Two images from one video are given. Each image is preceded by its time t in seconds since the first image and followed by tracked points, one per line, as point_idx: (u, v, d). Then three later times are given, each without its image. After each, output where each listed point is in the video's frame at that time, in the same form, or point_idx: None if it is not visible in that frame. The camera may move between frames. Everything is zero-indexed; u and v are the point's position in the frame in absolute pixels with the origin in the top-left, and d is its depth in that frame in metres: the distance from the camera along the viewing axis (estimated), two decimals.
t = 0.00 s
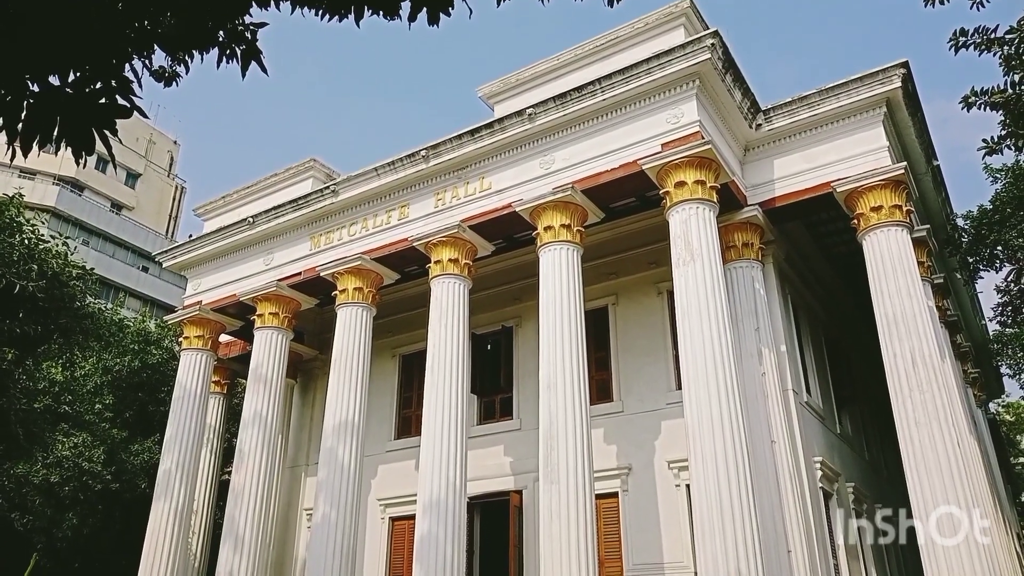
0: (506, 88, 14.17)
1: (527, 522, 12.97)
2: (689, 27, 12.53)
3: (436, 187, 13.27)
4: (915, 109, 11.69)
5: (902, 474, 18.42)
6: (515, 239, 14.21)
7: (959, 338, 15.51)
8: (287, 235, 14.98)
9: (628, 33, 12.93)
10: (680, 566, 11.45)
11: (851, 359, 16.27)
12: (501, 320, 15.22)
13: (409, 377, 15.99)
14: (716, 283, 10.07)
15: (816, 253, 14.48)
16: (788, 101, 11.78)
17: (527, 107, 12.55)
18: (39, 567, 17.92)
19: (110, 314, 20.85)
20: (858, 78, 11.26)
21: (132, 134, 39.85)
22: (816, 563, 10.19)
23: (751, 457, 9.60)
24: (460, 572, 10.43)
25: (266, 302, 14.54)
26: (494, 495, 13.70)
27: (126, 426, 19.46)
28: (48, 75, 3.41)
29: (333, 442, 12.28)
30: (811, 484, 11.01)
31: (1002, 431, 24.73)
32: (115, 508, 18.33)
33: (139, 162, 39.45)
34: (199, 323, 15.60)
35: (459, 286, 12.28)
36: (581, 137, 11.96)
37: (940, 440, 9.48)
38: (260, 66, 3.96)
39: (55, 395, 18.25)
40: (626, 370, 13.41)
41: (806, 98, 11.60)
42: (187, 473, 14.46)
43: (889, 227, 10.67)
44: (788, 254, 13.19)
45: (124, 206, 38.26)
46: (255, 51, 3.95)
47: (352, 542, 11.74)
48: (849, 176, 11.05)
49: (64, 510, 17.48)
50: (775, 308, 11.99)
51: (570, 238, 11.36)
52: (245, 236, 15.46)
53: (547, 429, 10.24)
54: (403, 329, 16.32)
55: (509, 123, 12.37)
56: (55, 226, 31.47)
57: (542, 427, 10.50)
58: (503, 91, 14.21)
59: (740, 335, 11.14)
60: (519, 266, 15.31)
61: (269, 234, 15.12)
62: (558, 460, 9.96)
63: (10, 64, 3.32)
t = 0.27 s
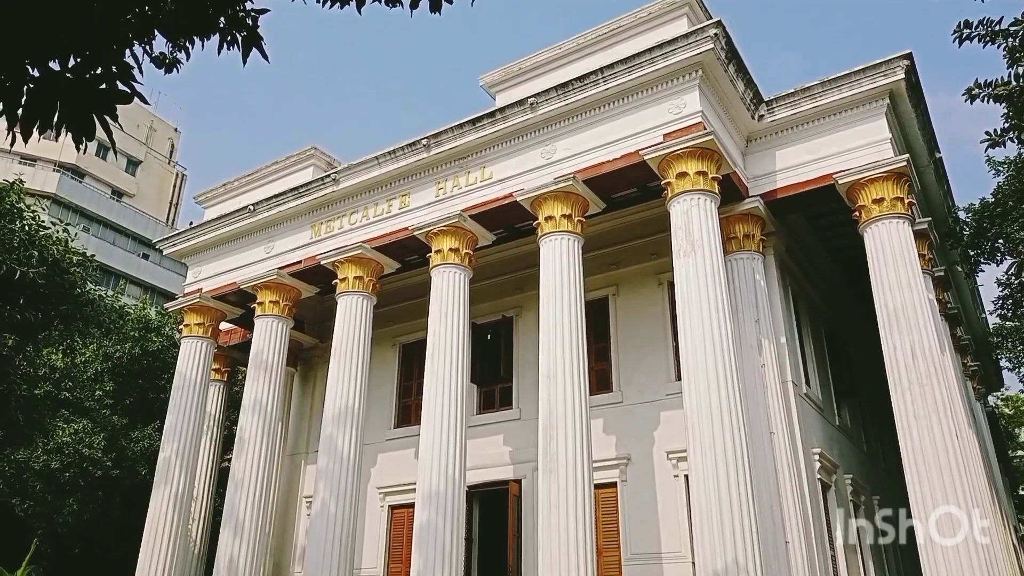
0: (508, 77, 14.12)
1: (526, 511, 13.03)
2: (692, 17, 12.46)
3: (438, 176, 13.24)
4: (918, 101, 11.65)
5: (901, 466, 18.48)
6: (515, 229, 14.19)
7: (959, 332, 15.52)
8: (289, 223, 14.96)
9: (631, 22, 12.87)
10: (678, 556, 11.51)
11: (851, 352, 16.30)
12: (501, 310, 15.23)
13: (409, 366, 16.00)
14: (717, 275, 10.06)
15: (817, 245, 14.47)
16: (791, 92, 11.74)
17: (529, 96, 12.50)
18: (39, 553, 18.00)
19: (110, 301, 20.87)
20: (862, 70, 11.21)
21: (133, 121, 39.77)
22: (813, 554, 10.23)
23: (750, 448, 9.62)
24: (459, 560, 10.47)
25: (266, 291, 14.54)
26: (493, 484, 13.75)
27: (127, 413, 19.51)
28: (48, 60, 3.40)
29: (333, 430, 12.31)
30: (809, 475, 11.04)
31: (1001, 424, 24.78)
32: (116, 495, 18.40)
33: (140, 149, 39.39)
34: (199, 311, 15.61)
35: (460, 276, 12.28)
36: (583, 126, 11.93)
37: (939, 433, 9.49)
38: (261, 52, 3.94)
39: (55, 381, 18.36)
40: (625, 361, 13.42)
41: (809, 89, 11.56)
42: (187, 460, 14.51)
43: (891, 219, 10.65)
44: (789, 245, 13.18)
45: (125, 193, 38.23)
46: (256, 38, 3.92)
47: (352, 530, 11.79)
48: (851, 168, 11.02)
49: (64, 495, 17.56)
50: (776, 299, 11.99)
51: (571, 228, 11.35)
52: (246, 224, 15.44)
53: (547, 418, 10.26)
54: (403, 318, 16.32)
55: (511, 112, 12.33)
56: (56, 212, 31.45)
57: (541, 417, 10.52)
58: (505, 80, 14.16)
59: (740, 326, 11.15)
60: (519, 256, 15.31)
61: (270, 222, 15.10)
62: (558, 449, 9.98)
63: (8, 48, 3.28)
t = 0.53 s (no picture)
0: (509, 68, 14.08)
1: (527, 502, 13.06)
2: (695, 8, 12.42)
3: (439, 168, 13.23)
4: (921, 93, 11.61)
5: (901, 458, 18.51)
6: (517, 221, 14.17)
7: (961, 325, 15.52)
8: (290, 215, 14.94)
9: (633, 14, 12.81)
10: (678, 548, 11.54)
11: (852, 345, 16.30)
12: (502, 302, 15.22)
13: (411, 358, 16.01)
14: (718, 267, 10.05)
15: (819, 238, 14.46)
16: (793, 84, 11.69)
17: (531, 88, 12.46)
18: (42, 544, 18.08)
19: (112, 292, 20.89)
20: (865, 62, 11.17)
21: (134, 112, 39.72)
22: (813, 546, 10.25)
23: (751, 441, 9.63)
24: (460, 552, 10.50)
25: (268, 283, 14.54)
26: (494, 476, 13.78)
27: (128, 404, 19.56)
28: (49, 50, 3.40)
29: (334, 421, 12.33)
30: (809, 467, 11.05)
31: (1002, 417, 24.80)
32: (118, 486, 18.45)
33: (141, 140, 39.35)
34: (201, 303, 15.61)
35: (461, 268, 12.27)
36: (585, 119, 11.90)
37: (940, 426, 9.49)
38: (263, 44, 3.92)
39: (57, 372, 18.40)
40: (626, 354, 13.43)
41: (812, 81, 11.52)
42: (189, 452, 14.54)
43: (893, 212, 10.63)
44: (791, 238, 13.16)
45: (126, 185, 38.21)
46: (257, 29, 3.90)
47: (353, 521, 11.83)
48: (854, 160, 10.99)
49: (67, 486, 17.62)
50: (777, 292, 11.98)
51: (572, 221, 11.33)
52: (247, 216, 15.43)
53: (548, 411, 10.27)
54: (405, 310, 16.33)
55: (513, 104, 12.29)
56: (57, 204, 31.44)
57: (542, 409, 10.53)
58: (507, 72, 14.12)
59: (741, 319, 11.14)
60: (520, 249, 15.30)
61: (271, 214, 15.09)
62: (558, 442, 9.99)
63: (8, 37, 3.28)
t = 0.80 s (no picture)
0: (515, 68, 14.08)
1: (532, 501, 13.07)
2: (700, 8, 12.40)
3: (444, 167, 13.24)
4: (928, 92, 11.57)
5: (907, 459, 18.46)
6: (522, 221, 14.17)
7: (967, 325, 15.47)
8: (295, 214, 14.97)
9: (639, 13, 12.80)
10: (683, 548, 11.53)
11: (858, 345, 16.26)
12: (507, 301, 15.22)
13: (416, 358, 16.03)
14: (724, 267, 10.03)
15: (825, 238, 14.42)
16: (800, 84, 11.66)
17: (536, 87, 12.46)
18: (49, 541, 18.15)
19: (118, 291, 20.96)
20: (872, 61, 11.13)
21: (141, 111, 39.83)
22: (818, 546, 10.23)
23: (756, 440, 9.62)
24: (464, 551, 10.51)
25: (273, 281, 14.57)
26: (498, 475, 13.78)
27: (135, 403, 19.63)
28: (57, 49, 3.41)
29: (339, 420, 12.35)
30: (815, 467, 11.03)
31: (1009, 417, 24.72)
32: (124, 484, 18.51)
33: (147, 139, 39.45)
34: (206, 301, 15.65)
35: (466, 268, 12.28)
36: (590, 118, 11.89)
37: (946, 426, 9.47)
38: (269, 43, 3.91)
39: (64, 370, 18.47)
40: (631, 353, 13.42)
41: (818, 81, 11.49)
42: (194, 450, 14.58)
43: (899, 212, 10.60)
44: (797, 238, 13.13)
45: (132, 183, 38.31)
46: (263, 28, 3.89)
47: (358, 520, 11.85)
48: (860, 160, 10.95)
49: (73, 484, 17.71)
50: (783, 292, 11.95)
51: (578, 220, 11.33)
52: (253, 215, 15.46)
53: (552, 410, 10.27)
54: (410, 309, 16.34)
55: (518, 103, 12.29)
56: (64, 202, 31.53)
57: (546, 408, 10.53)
58: (512, 71, 14.11)
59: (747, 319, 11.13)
60: (525, 248, 15.31)
61: (277, 213, 15.12)
62: (563, 441, 9.99)
63: (15, 37, 3.28)
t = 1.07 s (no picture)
0: (516, 63, 14.06)
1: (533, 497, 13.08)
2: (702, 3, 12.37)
3: (445, 163, 13.23)
4: (931, 88, 11.54)
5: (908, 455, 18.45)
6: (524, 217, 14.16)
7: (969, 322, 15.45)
8: (297, 210, 14.97)
9: (641, 8, 12.77)
10: (684, 544, 11.55)
11: (860, 341, 16.25)
12: (508, 298, 15.22)
13: (417, 354, 16.03)
14: (725, 263, 10.02)
15: (827, 234, 14.40)
16: (802, 79, 11.64)
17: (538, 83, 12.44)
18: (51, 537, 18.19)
19: (120, 287, 20.97)
20: (874, 57, 11.11)
21: (142, 107, 39.81)
22: (819, 543, 10.23)
23: (757, 436, 9.62)
24: (466, 547, 10.52)
25: (275, 277, 14.57)
26: (499, 471, 13.79)
27: (137, 399, 19.66)
28: (58, 44, 3.41)
29: (340, 416, 12.35)
30: (816, 464, 11.03)
31: (1010, 414, 24.72)
32: (127, 480, 18.53)
33: (148, 135, 39.44)
34: (208, 297, 15.65)
35: (468, 264, 12.27)
36: (592, 113, 11.87)
37: (947, 422, 9.46)
38: (270, 38, 3.92)
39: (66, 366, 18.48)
40: (633, 349, 13.41)
41: (820, 76, 11.47)
42: (195, 446, 14.59)
43: (901, 208, 10.58)
44: (798, 234, 13.12)
45: (134, 180, 38.31)
46: (264, 23, 3.89)
47: (360, 516, 11.87)
48: (862, 156, 10.93)
49: (75, 480, 17.80)
50: (785, 289, 11.94)
51: (579, 216, 11.32)
52: (255, 211, 15.46)
53: (553, 406, 10.27)
54: (411, 305, 16.34)
55: (520, 99, 12.27)
56: (66, 198, 31.53)
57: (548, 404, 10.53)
58: (514, 66, 14.09)
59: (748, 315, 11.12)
60: (527, 244, 15.30)
61: (279, 209, 15.12)
62: (564, 437, 9.99)
63: (16, 32, 3.27)
